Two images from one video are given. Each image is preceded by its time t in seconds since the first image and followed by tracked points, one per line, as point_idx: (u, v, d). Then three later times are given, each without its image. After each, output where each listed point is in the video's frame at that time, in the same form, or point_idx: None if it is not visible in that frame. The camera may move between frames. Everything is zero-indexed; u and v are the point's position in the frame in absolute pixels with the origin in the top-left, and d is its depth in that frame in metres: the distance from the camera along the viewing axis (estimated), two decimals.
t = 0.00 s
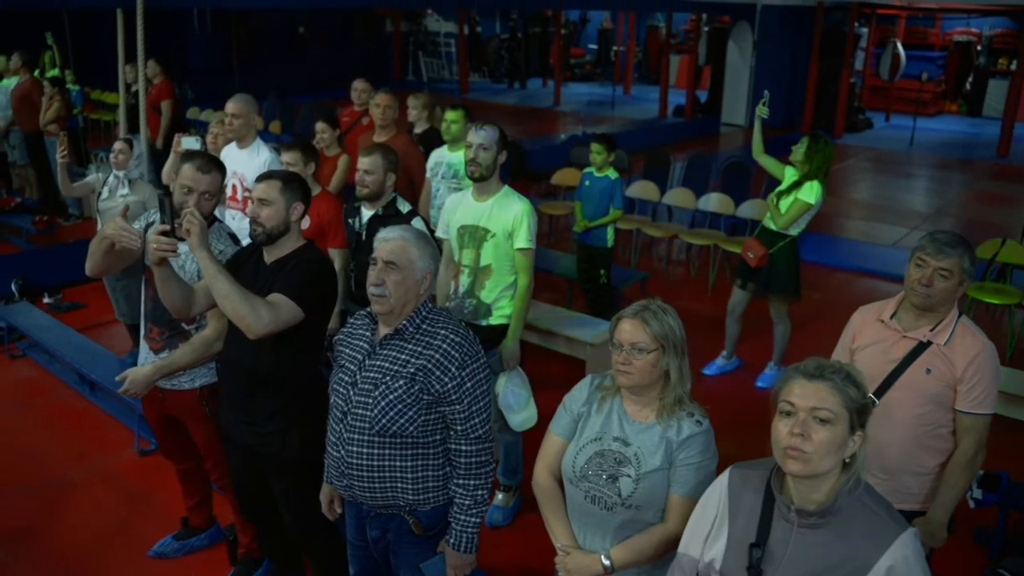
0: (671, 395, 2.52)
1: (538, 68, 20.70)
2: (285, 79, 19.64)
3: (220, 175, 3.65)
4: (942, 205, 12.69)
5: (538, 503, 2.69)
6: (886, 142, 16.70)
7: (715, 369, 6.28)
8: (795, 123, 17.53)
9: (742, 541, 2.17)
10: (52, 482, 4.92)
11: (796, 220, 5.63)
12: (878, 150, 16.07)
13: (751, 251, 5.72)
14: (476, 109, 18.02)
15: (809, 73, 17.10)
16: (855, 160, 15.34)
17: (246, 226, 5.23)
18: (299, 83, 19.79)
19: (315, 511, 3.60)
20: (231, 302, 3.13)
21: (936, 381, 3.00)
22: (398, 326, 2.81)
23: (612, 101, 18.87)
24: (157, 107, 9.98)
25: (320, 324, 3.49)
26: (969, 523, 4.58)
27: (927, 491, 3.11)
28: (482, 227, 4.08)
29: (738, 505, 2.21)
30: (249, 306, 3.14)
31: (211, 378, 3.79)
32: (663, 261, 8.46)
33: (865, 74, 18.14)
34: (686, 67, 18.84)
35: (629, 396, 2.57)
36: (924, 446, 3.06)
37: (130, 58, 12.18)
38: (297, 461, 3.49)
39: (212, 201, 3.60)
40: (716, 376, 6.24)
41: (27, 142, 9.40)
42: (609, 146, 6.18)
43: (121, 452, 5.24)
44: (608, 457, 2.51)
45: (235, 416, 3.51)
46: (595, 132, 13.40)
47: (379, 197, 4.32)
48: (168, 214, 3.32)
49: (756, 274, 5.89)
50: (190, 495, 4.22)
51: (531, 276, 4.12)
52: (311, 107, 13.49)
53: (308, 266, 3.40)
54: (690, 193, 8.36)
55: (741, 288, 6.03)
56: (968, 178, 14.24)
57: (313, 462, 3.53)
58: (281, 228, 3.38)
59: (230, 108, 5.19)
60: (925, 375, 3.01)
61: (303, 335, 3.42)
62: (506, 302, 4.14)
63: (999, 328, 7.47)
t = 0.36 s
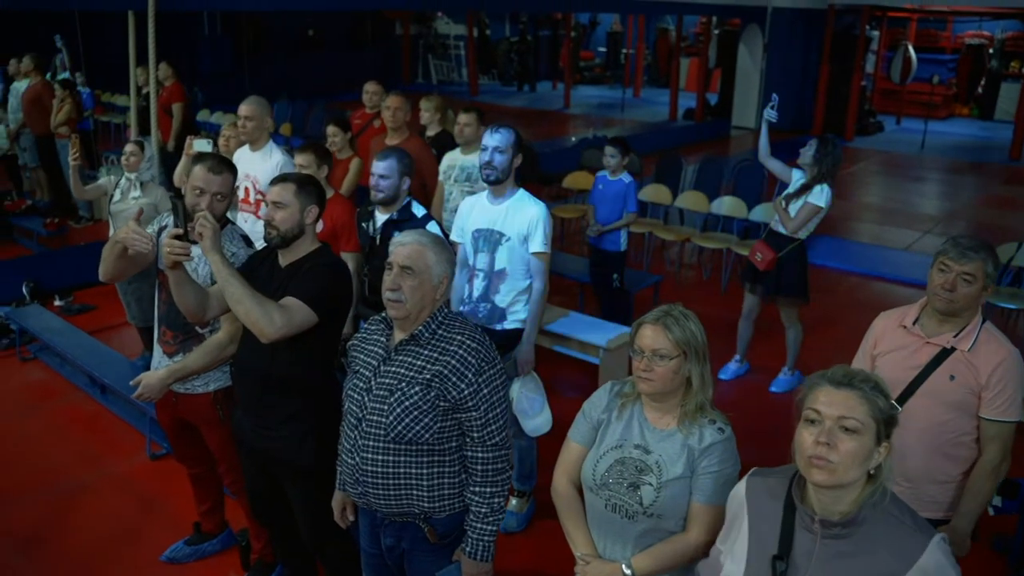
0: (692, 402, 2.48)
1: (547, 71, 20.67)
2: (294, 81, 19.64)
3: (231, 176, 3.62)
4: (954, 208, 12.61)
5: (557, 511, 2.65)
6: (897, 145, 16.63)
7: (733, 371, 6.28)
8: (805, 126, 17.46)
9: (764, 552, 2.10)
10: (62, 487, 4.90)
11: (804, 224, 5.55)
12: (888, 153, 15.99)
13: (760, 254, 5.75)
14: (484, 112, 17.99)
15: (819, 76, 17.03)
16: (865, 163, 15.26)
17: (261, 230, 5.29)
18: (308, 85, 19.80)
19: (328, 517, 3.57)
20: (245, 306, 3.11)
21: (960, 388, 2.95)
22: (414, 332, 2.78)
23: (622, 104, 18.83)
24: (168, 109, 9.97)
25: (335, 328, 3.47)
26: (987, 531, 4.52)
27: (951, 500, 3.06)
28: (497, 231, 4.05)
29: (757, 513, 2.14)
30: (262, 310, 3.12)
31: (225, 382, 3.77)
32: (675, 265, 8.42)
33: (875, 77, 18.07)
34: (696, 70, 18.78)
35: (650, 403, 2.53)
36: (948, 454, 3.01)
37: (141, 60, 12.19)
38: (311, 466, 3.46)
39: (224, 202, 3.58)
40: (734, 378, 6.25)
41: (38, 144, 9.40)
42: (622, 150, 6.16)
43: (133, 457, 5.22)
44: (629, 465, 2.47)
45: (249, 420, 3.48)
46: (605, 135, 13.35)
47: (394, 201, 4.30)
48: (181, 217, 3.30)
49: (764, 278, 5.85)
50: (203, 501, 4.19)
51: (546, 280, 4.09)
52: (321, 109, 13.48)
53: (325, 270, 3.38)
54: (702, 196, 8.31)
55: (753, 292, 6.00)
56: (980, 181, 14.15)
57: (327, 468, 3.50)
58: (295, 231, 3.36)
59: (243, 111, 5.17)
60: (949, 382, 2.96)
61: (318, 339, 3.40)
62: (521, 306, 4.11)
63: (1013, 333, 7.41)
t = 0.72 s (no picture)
0: (710, 408, 2.44)
1: (553, 71, 20.65)
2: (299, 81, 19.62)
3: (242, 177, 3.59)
4: (961, 209, 12.56)
5: (572, 518, 2.62)
6: (905, 146, 16.57)
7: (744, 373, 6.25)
8: (812, 127, 17.39)
9: (788, 558, 2.07)
10: (69, 489, 4.88)
11: (810, 225, 5.55)
12: (895, 153, 15.93)
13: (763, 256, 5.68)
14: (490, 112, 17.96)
15: (826, 77, 16.97)
16: (873, 164, 15.21)
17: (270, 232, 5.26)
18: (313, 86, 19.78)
19: (339, 521, 3.54)
20: (256, 309, 3.08)
21: (981, 393, 2.91)
22: (426, 336, 2.75)
23: (628, 104, 18.79)
24: (175, 109, 9.95)
25: (346, 329, 3.43)
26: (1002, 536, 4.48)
27: (969, 506, 3.02)
28: (508, 233, 4.02)
29: (781, 519, 2.11)
30: (273, 313, 3.09)
31: (235, 385, 3.74)
32: (683, 267, 8.39)
33: (883, 78, 18.02)
34: (702, 71, 18.76)
35: (667, 409, 2.49)
36: (968, 460, 2.97)
37: (148, 60, 12.17)
38: (322, 470, 3.43)
39: (235, 204, 3.55)
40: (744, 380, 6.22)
41: (44, 144, 9.38)
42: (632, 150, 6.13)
43: (140, 459, 5.20)
44: (646, 472, 2.44)
45: (260, 423, 3.45)
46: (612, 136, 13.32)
47: (404, 203, 4.28)
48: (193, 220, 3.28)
49: (768, 279, 5.82)
50: (212, 504, 4.16)
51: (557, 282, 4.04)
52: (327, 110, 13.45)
53: (337, 272, 3.35)
54: (710, 197, 8.27)
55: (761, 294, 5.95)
56: (988, 182, 14.09)
57: (337, 471, 3.47)
58: (307, 233, 3.33)
59: (252, 111, 5.14)
60: (969, 386, 2.92)
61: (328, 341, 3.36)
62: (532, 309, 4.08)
63: None
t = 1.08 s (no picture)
0: (726, 413, 2.41)
1: (557, 71, 20.59)
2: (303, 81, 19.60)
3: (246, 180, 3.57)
4: (968, 210, 12.50)
5: (586, 524, 2.59)
6: (911, 146, 16.51)
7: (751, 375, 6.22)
8: (816, 127, 17.34)
9: (810, 562, 2.04)
10: (76, 490, 4.87)
11: (813, 225, 5.51)
12: (902, 154, 15.88)
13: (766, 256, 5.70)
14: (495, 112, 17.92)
15: (832, 76, 16.91)
16: (878, 164, 15.16)
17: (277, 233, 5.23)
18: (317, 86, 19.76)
19: (347, 524, 3.52)
20: (263, 311, 3.05)
21: (998, 397, 2.87)
22: (436, 340, 2.72)
23: (632, 104, 18.74)
24: (180, 109, 9.93)
25: (354, 331, 3.41)
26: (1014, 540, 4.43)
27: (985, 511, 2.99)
28: (517, 234, 4.00)
29: (802, 522, 2.08)
30: (280, 315, 3.06)
31: (244, 388, 3.73)
32: (690, 267, 8.36)
33: (888, 78, 17.96)
34: (708, 71, 18.70)
35: (682, 413, 2.46)
36: (984, 464, 2.93)
37: (153, 60, 12.14)
38: (330, 472, 3.40)
39: (240, 207, 3.52)
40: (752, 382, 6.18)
41: (49, 144, 9.37)
42: (639, 151, 6.10)
43: (146, 460, 5.18)
44: (662, 478, 2.41)
45: (268, 425, 3.43)
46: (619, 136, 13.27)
47: (413, 204, 4.25)
48: (201, 221, 3.25)
49: (771, 279, 5.78)
50: (219, 506, 4.14)
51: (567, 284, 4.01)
52: (332, 109, 13.41)
53: (346, 273, 3.32)
54: (717, 198, 8.24)
55: (761, 295, 5.91)
56: (994, 183, 14.03)
57: (345, 474, 3.45)
58: (315, 235, 3.30)
59: (259, 112, 5.12)
60: (986, 390, 2.88)
61: (337, 342, 3.34)
62: (541, 311, 4.06)
63: None
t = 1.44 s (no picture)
0: (741, 418, 2.39)
1: (561, 70, 20.56)
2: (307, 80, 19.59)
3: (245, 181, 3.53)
4: (974, 210, 12.45)
5: (598, 530, 2.56)
6: (916, 146, 16.46)
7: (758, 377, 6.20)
8: (821, 127, 17.28)
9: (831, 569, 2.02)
10: (81, 491, 4.86)
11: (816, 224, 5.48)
12: (907, 154, 15.83)
13: (771, 256, 5.70)
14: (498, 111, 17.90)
15: (837, 76, 16.86)
16: (884, 164, 15.11)
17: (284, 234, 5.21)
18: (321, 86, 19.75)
19: (354, 527, 3.50)
20: (268, 313, 3.03)
21: (1013, 402, 2.85)
22: (447, 344, 2.70)
23: (637, 103, 18.71)
24: (185, 108, 9.92)
25: (362, 334, 3.39)
26: None
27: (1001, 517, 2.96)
28: (526, 236, 3.98)
29: (823, 528, 2.05)
30: (286, 317, 3.04)
31: (251, 390, 3.70)
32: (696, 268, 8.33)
33: (894, 77, 17.90)
34: (713, 70, 18.65)
35: (696, 419, 2.44)
36: (1000, 470, 2.90)
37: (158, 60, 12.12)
38: (338, 476, 3.38)
39: (241, 208, 3.49)
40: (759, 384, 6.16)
41: (54, 143, 9.36)
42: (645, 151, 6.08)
43: (152, 461, 5.17)
44: (675, 484, 2.39)
45: (275, 428, 3.41)
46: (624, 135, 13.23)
47: (421, 205, 4.23)
48: (207, 221, 3.24)
49: (775, 280, 5.75)
50: (225, 509, 4.12)
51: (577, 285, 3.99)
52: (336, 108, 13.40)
53: (354, 275, 3.30)
54: (723, 198, 8.21)
55: (763, 295, 5.87)
56: (1000, 183, 13.98)
57: (352, 477, 3.42)
58: (322, 236, 3.28)
59: (266, 112, 5.10)
60: (1002, 395, 2.86)
61: (344, 345, 3.32)
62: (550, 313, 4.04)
63: None
